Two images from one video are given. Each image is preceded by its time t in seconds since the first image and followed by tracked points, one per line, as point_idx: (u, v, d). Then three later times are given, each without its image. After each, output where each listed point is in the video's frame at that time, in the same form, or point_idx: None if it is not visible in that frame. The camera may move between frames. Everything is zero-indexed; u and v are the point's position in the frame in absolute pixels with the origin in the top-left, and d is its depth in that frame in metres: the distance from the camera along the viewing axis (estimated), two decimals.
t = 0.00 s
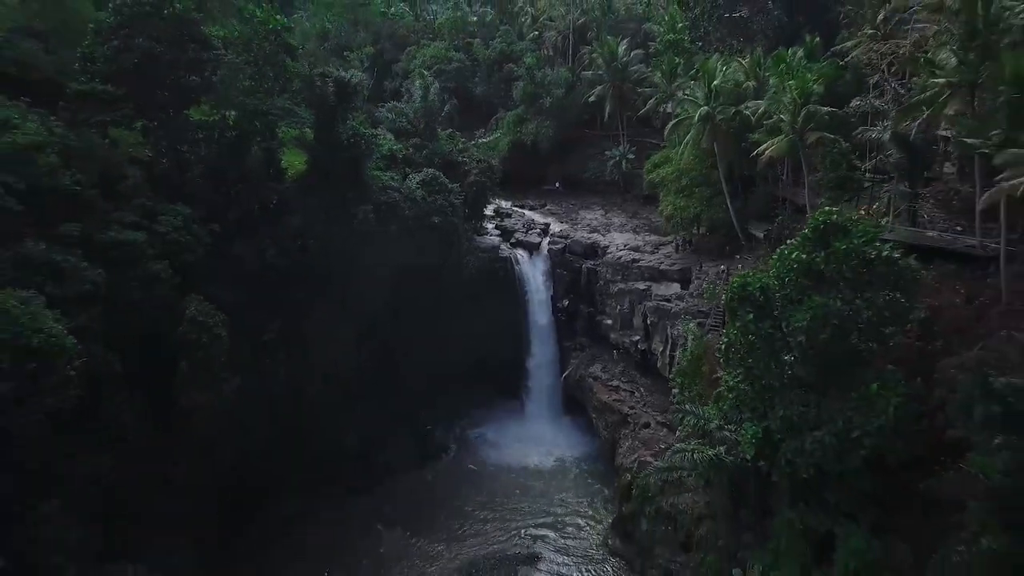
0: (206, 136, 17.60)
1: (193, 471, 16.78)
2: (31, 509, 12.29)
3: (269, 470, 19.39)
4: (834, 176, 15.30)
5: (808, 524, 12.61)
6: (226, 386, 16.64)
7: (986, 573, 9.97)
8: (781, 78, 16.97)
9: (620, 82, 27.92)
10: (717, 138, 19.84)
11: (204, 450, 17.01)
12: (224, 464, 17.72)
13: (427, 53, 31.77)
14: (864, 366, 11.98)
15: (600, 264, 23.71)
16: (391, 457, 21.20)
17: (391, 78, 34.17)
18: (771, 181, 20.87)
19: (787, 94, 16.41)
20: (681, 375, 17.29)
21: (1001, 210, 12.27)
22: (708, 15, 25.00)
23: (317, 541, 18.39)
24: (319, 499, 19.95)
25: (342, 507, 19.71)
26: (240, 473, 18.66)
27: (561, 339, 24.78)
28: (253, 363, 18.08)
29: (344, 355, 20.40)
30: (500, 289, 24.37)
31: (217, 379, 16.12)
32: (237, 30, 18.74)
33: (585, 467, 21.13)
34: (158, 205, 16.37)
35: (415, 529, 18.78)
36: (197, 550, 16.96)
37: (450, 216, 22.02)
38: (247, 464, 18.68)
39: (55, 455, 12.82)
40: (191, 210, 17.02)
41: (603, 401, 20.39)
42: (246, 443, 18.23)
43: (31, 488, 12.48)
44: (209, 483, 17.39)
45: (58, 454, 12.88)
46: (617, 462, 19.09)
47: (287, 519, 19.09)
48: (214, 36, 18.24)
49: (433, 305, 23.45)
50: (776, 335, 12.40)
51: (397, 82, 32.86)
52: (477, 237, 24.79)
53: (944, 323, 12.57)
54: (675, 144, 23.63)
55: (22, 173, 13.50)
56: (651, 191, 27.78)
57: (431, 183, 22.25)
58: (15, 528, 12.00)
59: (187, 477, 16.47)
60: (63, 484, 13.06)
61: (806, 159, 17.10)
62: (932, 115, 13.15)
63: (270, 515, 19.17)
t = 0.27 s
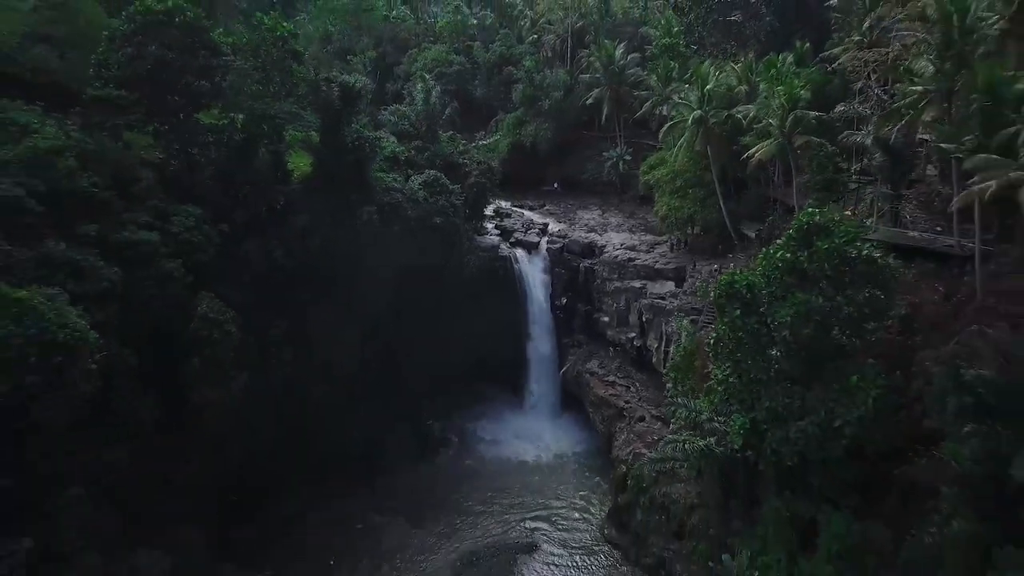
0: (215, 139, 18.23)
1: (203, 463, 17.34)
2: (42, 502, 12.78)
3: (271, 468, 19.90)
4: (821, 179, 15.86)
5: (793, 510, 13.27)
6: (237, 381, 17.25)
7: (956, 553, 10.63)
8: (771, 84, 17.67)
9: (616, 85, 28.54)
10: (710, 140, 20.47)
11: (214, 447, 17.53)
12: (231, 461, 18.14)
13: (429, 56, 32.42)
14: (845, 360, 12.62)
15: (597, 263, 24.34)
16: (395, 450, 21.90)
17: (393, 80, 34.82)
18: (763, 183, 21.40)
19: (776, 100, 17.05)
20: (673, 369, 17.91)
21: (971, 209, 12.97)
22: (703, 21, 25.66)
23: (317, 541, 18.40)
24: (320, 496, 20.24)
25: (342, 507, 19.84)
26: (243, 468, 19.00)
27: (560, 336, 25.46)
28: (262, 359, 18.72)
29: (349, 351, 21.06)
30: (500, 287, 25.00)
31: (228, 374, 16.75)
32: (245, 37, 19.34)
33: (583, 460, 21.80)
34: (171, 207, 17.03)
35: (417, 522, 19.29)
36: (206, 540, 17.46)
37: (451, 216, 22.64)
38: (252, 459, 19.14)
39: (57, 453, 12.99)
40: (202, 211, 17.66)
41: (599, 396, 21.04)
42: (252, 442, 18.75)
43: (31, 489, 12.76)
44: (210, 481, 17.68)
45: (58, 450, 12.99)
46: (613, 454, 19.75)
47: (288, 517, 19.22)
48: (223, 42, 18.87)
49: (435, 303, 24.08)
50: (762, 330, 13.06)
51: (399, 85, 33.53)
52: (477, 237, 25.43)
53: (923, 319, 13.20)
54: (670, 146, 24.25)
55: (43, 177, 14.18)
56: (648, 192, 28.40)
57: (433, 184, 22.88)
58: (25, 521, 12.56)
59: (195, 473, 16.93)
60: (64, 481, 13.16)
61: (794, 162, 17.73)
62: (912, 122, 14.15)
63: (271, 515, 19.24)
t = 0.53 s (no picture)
0: (223, 142, 18.76)
1: (211, 456, 17.83)
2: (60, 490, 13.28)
3: (274, 463, 20.39)
4: (810, 181, 16.41)
5: (781, 500, 13.77)
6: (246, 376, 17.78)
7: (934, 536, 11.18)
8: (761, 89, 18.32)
9: (614, 87, 29.05)
10: (704, 143, 20.99)
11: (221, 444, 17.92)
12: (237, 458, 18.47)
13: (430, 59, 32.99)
14: (830, 355, 13.19)
15: (595, 262, 24.88)
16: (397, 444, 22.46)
17: (395, 82, 35.36)
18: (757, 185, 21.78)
19: (768, 104, 17.59)
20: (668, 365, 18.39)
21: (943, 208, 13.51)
22: (700, 26, 26.21)
23: (319, 537, 18.81)
24: (322, 492, 20.65)
25: (344, 502, 20.30)
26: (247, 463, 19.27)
27: (558, 334, 26.00)
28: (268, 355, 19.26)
29: (352, 347, 21.62)
30: (500, 286, 25.55)
31: (237, 369, 17.28)
32: (251, 42, 19.89)
33: (580, 455, 22.35)
34: (181, 207, 17.59)
35: (418, 515, 19.80)
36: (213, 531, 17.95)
37: (452, 216, 23.18)
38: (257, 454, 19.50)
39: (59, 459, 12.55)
40: (210, 211, 18.20)
41: (597, 391, 21.58)
42: (255, 441, 19.08)
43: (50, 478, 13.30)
44: (210, 481, 17.89)
45: (69, 447, 12.70)
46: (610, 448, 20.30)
47: (288, 515, 19.51)
48: (230, 48, 19.42)
49: (436, 301, 24.60)
50: (752, 326, 13.58)
51: (400, 86, 34.09)
52: (478, 237, 25.97)
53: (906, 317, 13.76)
54: (666, 148, 24.77)
55: (59, 178, 14.75)
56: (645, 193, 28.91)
57: (434, 185, 23.42)
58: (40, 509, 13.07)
59: (197, 471, 17.22)
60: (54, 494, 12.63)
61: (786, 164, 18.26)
62: (891, 125, 14.64)
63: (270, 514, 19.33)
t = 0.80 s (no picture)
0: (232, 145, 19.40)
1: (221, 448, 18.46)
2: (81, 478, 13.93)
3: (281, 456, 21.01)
4: (798, 181, 17.15)
5: (769, 488, 14.44)
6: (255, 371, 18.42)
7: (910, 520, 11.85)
8: (752, 94, 18.98)
9: (611, 90, 29.68)
10: (698, 145, 21.63)
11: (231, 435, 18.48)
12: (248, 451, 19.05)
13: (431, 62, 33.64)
14: (814, 349, 13.87)
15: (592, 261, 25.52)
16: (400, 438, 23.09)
17: (397, 84, 35.99)
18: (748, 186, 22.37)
19: (758, 109, 18.24)
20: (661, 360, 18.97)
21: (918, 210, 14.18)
22: (695, 32, 26.85)
23: (326, 525, 19.51)
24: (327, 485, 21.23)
25: (349, 493, 20.95)
26: (255, 456, 19.66)
27: (557, 331, 26.64)
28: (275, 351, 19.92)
29: (356, 344, 22.26)
30: (500, 284, 26.23)
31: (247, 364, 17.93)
32: (259, 48, 20.55)
33: (578, 448, 22.99)
34: (193, 208, 18.26)
35: (421, 507, 20.43)
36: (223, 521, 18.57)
37: (453, 216, 23.84)
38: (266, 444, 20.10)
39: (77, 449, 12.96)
40: (220, 212, 18.84)
41: (594, 386, 22.22)
42: (263, 433, 19.71)
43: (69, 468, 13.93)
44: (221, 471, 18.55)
45: (95, 435, 13.36)
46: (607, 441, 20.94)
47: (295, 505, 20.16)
48: (239, 54, 20.06)
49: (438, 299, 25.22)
50: (740, 321, 14.21)
51: (402, 89, 34.79)
52: (478, 237, 26.61)
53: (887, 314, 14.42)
54: (661, 150, 25.41)
55: (78, 181, 15.44)
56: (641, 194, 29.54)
57: (436, 186, 24.07)
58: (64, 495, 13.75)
59: (209, 461, 17.87)
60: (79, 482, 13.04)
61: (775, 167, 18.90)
62: (871, 133, 15.23)
63: (276, 505, 19.86)
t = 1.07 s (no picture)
0: (241, 147, 20.02)
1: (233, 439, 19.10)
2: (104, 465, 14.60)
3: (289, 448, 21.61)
4: (788, 183, 17.93)
5: (757, 478, 15.11)
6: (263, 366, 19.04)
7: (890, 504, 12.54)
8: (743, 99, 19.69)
9: (609, 93, 30.30)
10: (692, 148, 22.26)
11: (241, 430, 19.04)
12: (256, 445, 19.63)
13: (433, 65, 34.36)
14: (800, 344, 14.52)
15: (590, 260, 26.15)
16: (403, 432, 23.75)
17: (399, 87, 36.63)
18: (742, 187, 22.89)
19: (750, 113, 18.89)
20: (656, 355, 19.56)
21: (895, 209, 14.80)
22: (690, 36, 27.43)
23: (332, 516, 20.19)
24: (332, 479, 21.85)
25: (354, 485, 21.61)
26: (263, 455, 20.11)
27: (555, 329, 27.27)
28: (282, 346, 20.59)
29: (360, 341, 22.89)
30: (500, 283, 26.87)
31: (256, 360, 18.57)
32: (266, 53, 21.16)
33: (577, 443, 23.61)
34: (203, 208, 18.89)
35: (423, 498, 21.14)
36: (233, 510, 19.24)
37: (454, 216, 24.50)
38: (274, 444, 20.59)
39: (93, 442, 13.44)
40: (229, 212, 19.48)
41: (591, 382, 22.86)
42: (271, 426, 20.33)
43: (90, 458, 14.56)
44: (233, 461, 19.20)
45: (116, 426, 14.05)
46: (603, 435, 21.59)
47: (302, 496, 20.84)
48: (247, 59, 20.68)
49: (440, 297, 25.85)
50: (729, 318, 14.84)
51: (404, 91, 35.43)
52: (478, 236, 27.24)
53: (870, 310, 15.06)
54: (657, 152, 26.03)
55: (94, 183, 16.07)
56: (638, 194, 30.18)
57: (437, 187, 24.72)
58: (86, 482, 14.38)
59: (221, 455, 18.51)
60: (99, 472, 13.55)
61: (766, 169, 19.56)
62: (852, 137, 15.99)
63: (283, 497, 20.50)
